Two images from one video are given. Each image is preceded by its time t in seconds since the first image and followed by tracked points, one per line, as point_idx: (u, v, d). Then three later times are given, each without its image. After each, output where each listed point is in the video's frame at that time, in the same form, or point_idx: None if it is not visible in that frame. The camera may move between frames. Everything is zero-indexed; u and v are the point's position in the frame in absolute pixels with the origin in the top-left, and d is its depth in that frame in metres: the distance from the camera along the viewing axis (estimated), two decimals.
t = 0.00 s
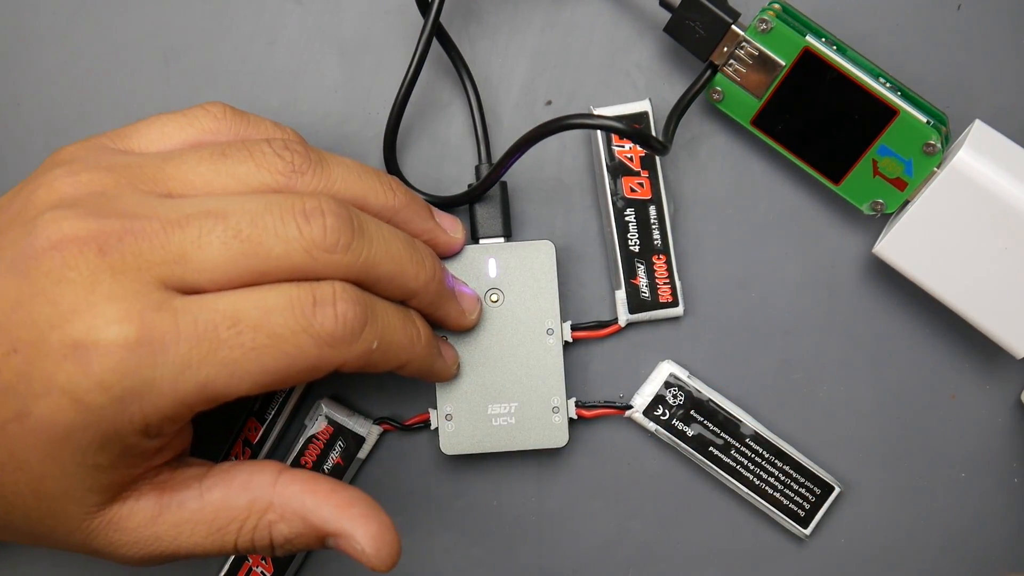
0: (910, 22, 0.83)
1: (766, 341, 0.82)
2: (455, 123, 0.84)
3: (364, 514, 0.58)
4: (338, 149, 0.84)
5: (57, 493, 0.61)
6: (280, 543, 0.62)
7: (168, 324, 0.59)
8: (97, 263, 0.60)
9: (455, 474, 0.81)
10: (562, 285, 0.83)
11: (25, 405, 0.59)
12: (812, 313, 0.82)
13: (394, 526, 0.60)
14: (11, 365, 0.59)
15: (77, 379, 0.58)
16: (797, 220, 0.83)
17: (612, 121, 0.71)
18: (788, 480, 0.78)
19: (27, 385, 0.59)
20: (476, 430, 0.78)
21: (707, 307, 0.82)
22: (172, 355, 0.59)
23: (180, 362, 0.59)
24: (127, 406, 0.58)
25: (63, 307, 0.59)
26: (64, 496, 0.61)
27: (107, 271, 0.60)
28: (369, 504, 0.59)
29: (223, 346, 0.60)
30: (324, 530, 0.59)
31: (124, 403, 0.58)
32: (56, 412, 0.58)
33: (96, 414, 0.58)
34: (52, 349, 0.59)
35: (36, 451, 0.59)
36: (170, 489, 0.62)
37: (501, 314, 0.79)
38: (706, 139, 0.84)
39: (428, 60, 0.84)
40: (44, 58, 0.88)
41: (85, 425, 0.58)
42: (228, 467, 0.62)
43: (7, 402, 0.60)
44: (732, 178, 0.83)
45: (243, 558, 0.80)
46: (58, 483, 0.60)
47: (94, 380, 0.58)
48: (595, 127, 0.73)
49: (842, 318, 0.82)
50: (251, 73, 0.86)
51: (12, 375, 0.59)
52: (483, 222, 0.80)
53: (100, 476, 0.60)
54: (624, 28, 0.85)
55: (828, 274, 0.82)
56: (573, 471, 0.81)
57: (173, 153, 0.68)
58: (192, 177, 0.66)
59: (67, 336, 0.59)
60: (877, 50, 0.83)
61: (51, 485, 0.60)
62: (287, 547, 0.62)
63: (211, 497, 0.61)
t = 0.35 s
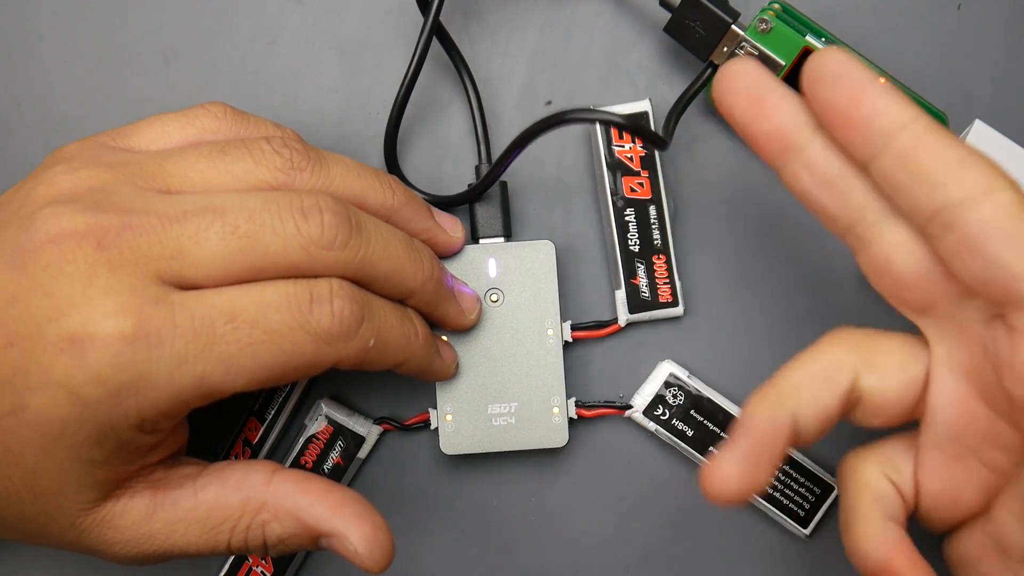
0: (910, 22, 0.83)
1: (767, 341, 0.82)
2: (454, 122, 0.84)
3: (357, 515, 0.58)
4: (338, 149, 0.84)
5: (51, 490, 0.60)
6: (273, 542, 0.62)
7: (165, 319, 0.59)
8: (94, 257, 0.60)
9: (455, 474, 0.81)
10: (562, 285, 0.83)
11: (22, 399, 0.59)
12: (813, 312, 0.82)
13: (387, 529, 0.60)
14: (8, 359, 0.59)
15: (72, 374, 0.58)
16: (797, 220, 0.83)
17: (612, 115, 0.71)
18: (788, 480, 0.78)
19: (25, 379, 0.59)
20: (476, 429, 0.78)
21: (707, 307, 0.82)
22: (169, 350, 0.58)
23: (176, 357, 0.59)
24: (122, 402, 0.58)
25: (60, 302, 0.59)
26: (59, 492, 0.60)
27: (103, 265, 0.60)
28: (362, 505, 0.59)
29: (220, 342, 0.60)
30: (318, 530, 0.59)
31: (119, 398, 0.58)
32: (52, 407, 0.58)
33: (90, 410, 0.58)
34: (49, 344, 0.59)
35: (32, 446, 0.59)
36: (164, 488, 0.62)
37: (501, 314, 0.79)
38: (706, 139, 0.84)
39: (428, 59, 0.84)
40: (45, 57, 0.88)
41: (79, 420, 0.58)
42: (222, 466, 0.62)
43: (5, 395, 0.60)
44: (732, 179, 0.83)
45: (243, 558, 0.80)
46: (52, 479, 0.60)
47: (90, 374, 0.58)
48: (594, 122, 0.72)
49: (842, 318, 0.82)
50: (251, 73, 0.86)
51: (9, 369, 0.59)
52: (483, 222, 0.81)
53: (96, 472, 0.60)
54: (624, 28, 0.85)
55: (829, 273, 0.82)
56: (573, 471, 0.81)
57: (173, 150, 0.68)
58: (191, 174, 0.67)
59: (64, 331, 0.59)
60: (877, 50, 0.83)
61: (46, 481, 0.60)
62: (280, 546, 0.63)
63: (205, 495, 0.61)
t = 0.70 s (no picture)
0: (910, 22, 0.83)
1: (767, 341, 0.82)
2: (454, 122, 0.84)
3: (356, 519, 0.58)
4: (338, 148, 0.84)
5: (51, 493, 0.60)
6: (272, 546, 0.62)
7: (165, 323, 0.59)
8: (93, 261, 0.60)
9: (455, 474, 0.81)
10: (562, 285, 0.83)
11: (22, 402, 0.59)
12: (813, 312, 0.82)
13: (387, 532, 0.60)
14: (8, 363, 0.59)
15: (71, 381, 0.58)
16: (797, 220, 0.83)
17: (612, 117, 0.71)
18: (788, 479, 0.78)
19: (26, 381, 0.59)
20: (476, 430, 0.78)
21: (707, 307, 0.82)
22: (169, 354, 0.58)
23: (176, 361, 0.58)
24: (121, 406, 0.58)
25: (60, 305, 0.59)
26: (58, 496, 0.60)
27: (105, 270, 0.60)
28: (362, 509, 0.59)
29: (219, 345, 0.60)
30: (317, 533, 0.58)
31: (119, 402, 0.58)
32: (53, 411, 0.58)
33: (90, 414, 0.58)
34: (48, 347, 0.58)
35: (32, 449, 0.59)
36: (164, 489, 0.62)
37: (501, 314, 0.79)
38: (706, 139, 0.84)
39: (428, 59, 0.84)
40: (44, 57, 0.88)
41: (79, 423, 0.58)
42: (222, 470, 0.62)
43: (5, 399, 0.59)
44: (732, 178, 0.83)
45: (243, 558, 0.80)
46: (51, 482, 0.60)
47: (89, 377, 0.57)
48: (595, 124, 0.72)
49: (842, 318, 0.82)
50: (251, 73, 0.86)
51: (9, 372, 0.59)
52: (483, 222, 0.80)
53: (96, 476, 0.60)
54: (624, 28, 0.85)
55: (829, 274, 0.82)
56: (573, 471, 0.81)
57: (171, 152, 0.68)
58: (190, 176, 0.67)
59: (64, 335, 0.58)
60: (877, 50, 0.83)
61: (45, 484, 0.60)
62: (280, 550, 0.63)
63: (205, 498, 0.61)
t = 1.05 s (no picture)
0: (910, 21, 0.83)
1: (767, 342, 0.82)
2: (455, 123, 0.84)
3: (358, 520, 0.58)
4: (338, 149, 0.84)
5: (53, 495, 0.60)
6: (273, 546, 0.62)
7: (165, 324, 0.59)
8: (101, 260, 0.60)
9: (455, 475, 0.81)
10: (562, 285, 0.83)
11: (24, 403, 0.59)
12: (813, 312, 0.82)
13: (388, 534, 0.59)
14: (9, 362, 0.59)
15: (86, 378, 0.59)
16: (797, 220, 0.83)
17: (613, 118, 0.71)
18: (788, 479, 0.78)
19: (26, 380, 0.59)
20: (476, 430, 0.78)
21: (707, 307, 0.82)
22: (169, 355, 0.58)
23: (177, 362, 0.58)
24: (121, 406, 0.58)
25: (61, 306, 0.59)
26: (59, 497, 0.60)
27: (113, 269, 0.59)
28: (365, 511, 0.59)
29: (221, 347, 0.60)
30: (319, 534, 0.58)
31: (119, 402, 0.58)
32: (55, 409, 0.58)
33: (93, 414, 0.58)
34: (49, 349, 0.58)
35: (33, 449, 0.59)
36: (165, 490, 0.62)
37: (501, 314, 0.79)
38: (706, 139, 0.84)
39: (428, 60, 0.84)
40: (45, 57, 0.88)
41: (81, 424, 0.58)
42: (223, 471, 0.62)
43: (6, 400, 0.59)
44: (732, 178, 0.83)
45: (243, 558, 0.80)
46: (53, 482, 0.60)
47: (91, 378, 0.57)
48: (595, 125, 0.72)
49: (842, 318, 0.82)
50: (252, 73, 0.86)
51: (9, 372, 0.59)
52: (483, 222, 0.80)
53: (98, 478, 0.60)
54: (624, 28, 0.85)
55: (829, 274, 0.82)
56: (573, 471, 0.81)
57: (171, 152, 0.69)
58: (191, 176, 0.67)
59: (64, 336, 0.59)
60: (877, 50, 0.83)
61: (47, 484, 0.60)
62: (281, 551, 0.63)
63: (206, 499, 0.61)
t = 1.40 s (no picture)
0: (910, 22, 0.83)
1: (766, 342, 0.82)
2: (454, 122, 0.85)
3: None
4: (338, 149, 0.84)
5: None
6: None
7: None
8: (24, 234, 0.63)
9: (455, 475, 0.81)
10: (561, 284, 0.83)
11: None
12: (812, 312, 0.82)
13: None
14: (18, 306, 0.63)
15: (22, 344, 0.63)
16: (797, 220, 0.83)
17: (612, 118, 0.71)
18: (788, 479, 0.78)
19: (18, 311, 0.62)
20: (476, 430, 0.78)
21: (707, 307, 0.82)
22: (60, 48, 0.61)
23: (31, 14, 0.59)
24: None
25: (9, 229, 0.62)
26: None
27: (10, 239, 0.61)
28: None
29: None
30: None
31: None
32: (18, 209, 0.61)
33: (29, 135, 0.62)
34: None
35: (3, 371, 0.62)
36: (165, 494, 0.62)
37: (501, 313, 0.79)
38: (706, 139, 0.84)
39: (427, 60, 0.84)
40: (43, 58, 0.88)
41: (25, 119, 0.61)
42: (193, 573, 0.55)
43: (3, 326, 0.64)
44: (731, 179, 0.83)
45: (243, 558, 0.80)
46: None
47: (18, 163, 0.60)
48: (595, 125, 0.73)
49: (842, 317, 0.82)
50: (251, 73, 0.86)
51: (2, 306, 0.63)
52: (483, 222, 0.80)
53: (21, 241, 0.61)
54: (624, 28, 0.85)
55: (829, 273, 0.82)
56: (573, 471, 0.81)
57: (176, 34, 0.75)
58: None
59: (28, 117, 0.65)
60: (877, 50, 0.83)
61: None
62: None
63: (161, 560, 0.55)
